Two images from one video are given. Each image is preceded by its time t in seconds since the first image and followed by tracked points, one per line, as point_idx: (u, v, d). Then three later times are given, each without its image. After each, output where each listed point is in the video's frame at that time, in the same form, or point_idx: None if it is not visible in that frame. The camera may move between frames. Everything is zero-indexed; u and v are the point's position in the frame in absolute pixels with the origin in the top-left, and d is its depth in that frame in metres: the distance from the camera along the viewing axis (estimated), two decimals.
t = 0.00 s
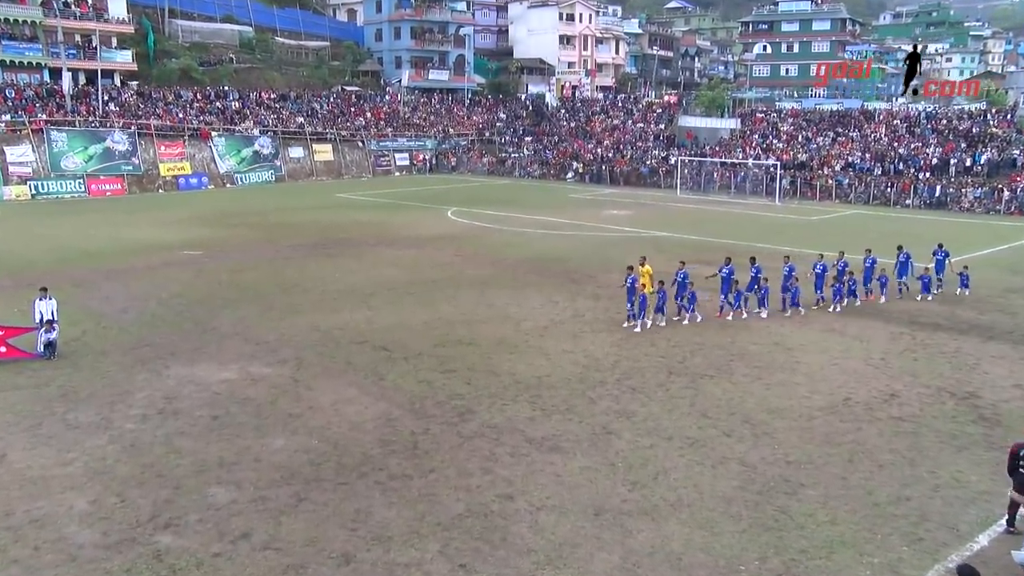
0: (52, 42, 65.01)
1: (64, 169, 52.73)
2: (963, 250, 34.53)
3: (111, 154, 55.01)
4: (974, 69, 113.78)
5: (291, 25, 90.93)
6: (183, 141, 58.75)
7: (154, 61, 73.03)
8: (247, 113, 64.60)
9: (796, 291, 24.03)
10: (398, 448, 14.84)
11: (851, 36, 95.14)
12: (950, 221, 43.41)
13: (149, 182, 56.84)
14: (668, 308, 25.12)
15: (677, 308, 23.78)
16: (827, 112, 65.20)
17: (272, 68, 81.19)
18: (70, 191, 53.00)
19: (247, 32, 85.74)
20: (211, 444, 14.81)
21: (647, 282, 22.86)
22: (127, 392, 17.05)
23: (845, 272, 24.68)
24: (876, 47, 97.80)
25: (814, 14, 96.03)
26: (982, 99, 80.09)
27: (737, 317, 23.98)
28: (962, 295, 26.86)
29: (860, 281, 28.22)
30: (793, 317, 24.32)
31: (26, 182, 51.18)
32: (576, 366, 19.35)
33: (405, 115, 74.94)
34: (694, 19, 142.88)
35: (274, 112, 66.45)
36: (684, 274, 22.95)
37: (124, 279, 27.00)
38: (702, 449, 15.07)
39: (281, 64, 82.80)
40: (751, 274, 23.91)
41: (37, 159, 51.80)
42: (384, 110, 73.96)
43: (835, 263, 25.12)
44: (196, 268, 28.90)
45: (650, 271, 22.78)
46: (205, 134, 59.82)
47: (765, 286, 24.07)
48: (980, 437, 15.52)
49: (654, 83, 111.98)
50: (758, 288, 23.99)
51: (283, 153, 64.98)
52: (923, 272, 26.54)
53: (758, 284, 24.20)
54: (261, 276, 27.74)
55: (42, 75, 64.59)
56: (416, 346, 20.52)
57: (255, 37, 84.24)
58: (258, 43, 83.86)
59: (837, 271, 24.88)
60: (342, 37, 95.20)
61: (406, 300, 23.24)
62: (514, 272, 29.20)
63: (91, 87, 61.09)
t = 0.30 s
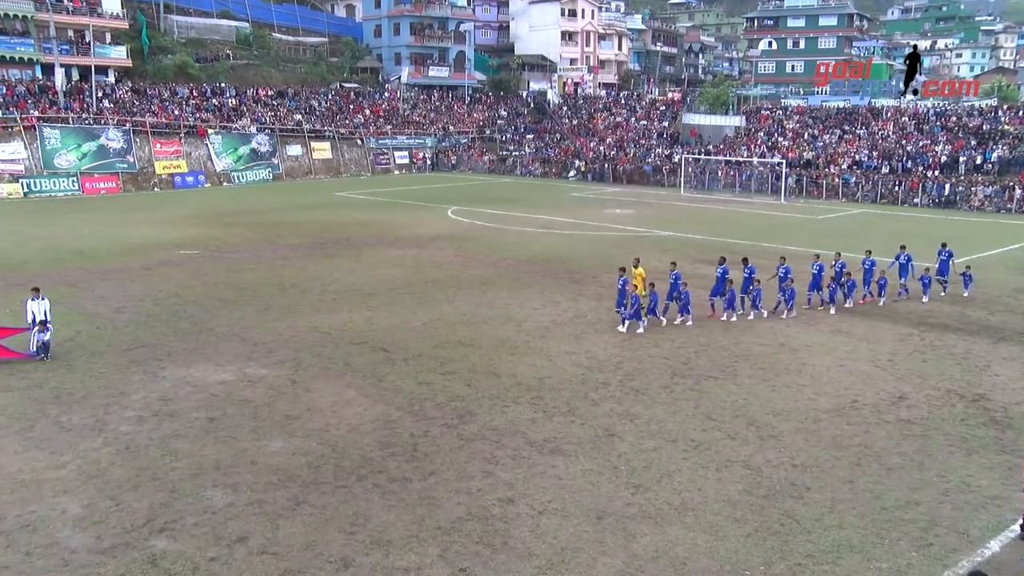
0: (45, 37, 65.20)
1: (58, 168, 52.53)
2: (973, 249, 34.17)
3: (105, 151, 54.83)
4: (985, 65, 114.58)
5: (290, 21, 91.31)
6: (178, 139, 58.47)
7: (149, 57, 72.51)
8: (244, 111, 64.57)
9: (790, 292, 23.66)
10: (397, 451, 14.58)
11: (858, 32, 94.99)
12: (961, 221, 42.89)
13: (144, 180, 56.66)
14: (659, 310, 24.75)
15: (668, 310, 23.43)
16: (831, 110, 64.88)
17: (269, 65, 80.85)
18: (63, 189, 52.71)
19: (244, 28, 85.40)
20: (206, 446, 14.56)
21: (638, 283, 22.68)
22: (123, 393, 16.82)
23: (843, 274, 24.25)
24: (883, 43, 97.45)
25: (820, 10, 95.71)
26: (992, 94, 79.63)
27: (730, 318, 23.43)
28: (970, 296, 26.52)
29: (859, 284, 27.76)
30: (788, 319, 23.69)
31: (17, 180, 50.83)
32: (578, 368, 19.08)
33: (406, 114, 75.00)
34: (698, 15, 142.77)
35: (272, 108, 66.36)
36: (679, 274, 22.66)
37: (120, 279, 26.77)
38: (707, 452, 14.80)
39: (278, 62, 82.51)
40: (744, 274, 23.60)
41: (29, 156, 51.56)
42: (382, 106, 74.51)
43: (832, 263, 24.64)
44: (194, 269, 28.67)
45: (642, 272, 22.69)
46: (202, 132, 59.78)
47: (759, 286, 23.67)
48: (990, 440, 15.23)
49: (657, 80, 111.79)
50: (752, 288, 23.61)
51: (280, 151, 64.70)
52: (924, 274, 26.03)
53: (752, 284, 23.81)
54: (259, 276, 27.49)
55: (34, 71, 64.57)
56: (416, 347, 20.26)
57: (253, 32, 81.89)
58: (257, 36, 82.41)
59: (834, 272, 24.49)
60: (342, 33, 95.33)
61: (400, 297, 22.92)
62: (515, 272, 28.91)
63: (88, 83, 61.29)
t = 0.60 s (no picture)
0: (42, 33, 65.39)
1: (54, 167, 52.33)
2: (988, 249, 33.72)
3: (105, 149, 54.72)
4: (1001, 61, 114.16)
5: (291, 18, 91.14)
6: (178, 137, 58.29)
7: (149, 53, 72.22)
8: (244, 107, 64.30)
9: (788, 293, 23.30)
10: (401, 452, 14.36)
11: (869, 27, 94.27)
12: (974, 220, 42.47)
13: (145, 178, 56.60)
14: (658, 309, 24.51)
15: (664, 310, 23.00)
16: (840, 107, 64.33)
17: (271, 62, 80.61)
18: (62, 187, 52.69)
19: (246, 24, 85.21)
20: (207, 448, 14.36)
21: (634, 283, 22.22)
22: (122, 394, 16.61)
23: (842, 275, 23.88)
24: (895, 39, 96.70)
25: (830, 5, 95.10)
26: (1005, 90, 78.88)
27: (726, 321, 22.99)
28: (981, 296, 26.20)
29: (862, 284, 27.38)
30: (787, 320, 23.32)
31: (16, 178, 50.84)
32: (583, 369, 18.82)
33: (410, 112, 74.90)
34: (706, 11, 142.14)
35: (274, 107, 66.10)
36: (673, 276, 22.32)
37: (121, 279, 26.61)
38: (715, 453, 14.55)
39: (280, 58, 82.26)
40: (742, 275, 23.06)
41: (27, 153, 51.59)
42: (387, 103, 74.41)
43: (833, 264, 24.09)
44: (196, 268, 28.46)
45: (638, 272, 22.04)
46: (203, 129, 59.59)
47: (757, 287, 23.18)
48: (1004, 444, 14.95)
49: (664, 77, 111.31)
50: (750, 290, 23.13)
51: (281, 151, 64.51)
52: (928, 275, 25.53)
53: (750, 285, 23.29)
54: (261, 275, 27.30)
55: (32, 67, 64.74)
56: (419, 347, 20.03)
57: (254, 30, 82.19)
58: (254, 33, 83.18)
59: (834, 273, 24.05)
60: (343, 30, 95.29)
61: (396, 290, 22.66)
62: (520, 272, 28.67)
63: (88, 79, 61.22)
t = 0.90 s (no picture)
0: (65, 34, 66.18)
1: (77, 166, 53.03)
2: (1010, 251, 33.39)
3: (124, 148, 55.16)
4: None
5: (309, 18, 91.46)
6: (196, 136, 58.78)
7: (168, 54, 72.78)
8: (261, 107, 64.57)
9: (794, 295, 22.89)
10: (418, 451, 14.38)
11: (890, 26, 93.40)
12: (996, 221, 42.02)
13: (163, 177, 56.98)
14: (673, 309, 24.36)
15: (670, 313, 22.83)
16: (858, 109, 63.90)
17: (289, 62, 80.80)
18: (83, 187, 53.13)
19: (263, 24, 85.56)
20: (225, 444, 14.41)
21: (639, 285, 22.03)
22: (141, 392, 16.73)
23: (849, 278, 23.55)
24: (916, 38, 95.66)
25: (850, 4, 94.43)
26: None
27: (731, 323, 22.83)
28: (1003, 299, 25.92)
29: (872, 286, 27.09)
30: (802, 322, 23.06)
31: (38, 177, 51.51)
32: (599, 369, 18.79)
33: (426, 112, 75.10)
34: (723, 11, 141.46)
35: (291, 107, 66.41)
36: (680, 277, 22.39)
37: (139, 278, 26.80)
38: (732, 455, 14.48)
39: (297, 58, 82.61)
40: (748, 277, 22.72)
41: (50, 153, 52.31)
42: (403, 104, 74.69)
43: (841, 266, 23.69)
44: (214, 267, 28.60)
45: (642, 273, 21.89)
46: (221, 129, 60.00)
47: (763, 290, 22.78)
48: None
49: (681, 77, 110.90)
50: (756, 292, 22.74)
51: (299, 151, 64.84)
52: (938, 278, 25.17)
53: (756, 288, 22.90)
54: (277, 274, 27.43)
55: (55, 68, 65.48)
56: (435, 348, 20.07)
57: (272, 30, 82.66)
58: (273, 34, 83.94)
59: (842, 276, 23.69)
60: (360, 29, 95.48)
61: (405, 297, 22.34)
62: (536, 272, 28.65)
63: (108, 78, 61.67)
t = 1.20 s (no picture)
0: (111, 36, 68.20)
1: (121, 164, 54.09)
2: None
3: (166, 148, 55.99)
4: None
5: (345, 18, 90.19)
6: (237, 136, 59.66)
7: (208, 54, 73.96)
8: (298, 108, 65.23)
9: (822, 298, 22.62)
10: (453, 450, 14.42)
11: (935, 24, 91.60)
12: None
13: (204, 177, 57.54)
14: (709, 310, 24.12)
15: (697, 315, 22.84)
16: (902, 109, 62.79)
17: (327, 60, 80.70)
18: (127, 185, 54.12)
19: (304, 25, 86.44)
20: (263, 441, 14.57)
21: (664, 286, 22.48)
22: (182, 387, 17.00)
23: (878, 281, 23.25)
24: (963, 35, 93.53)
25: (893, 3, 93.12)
26: None
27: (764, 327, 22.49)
28: None
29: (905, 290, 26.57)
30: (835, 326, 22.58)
31: (84, 176, 52.56)
32: (635, 370, 18.69)
33: (463, 112, 75.47)
34: (763, 10, 139.88)
35: (330, 108, 67.28)
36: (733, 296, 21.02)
37: (180, 275, 27.27)
38: (769, 459, 14.29)
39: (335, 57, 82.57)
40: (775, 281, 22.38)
41: (95, 152, 53.38)
42: (440, 105, 75.37)
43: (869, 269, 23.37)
44: (251, 265, 28.98)
45: (667, 273, 22.54)
46: (260, 129, 60.80)
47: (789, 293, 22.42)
48: None
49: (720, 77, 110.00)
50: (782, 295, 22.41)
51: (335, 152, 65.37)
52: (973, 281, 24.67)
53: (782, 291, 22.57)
54: (313, 274, 27.70)
55: (101, 69, 67.22)
56: (471, 347, 20.07)
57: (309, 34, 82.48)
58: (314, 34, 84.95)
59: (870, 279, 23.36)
60: (399, 30, 95.56)
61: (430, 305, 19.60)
62: (570, 273, 28.57)
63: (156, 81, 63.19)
